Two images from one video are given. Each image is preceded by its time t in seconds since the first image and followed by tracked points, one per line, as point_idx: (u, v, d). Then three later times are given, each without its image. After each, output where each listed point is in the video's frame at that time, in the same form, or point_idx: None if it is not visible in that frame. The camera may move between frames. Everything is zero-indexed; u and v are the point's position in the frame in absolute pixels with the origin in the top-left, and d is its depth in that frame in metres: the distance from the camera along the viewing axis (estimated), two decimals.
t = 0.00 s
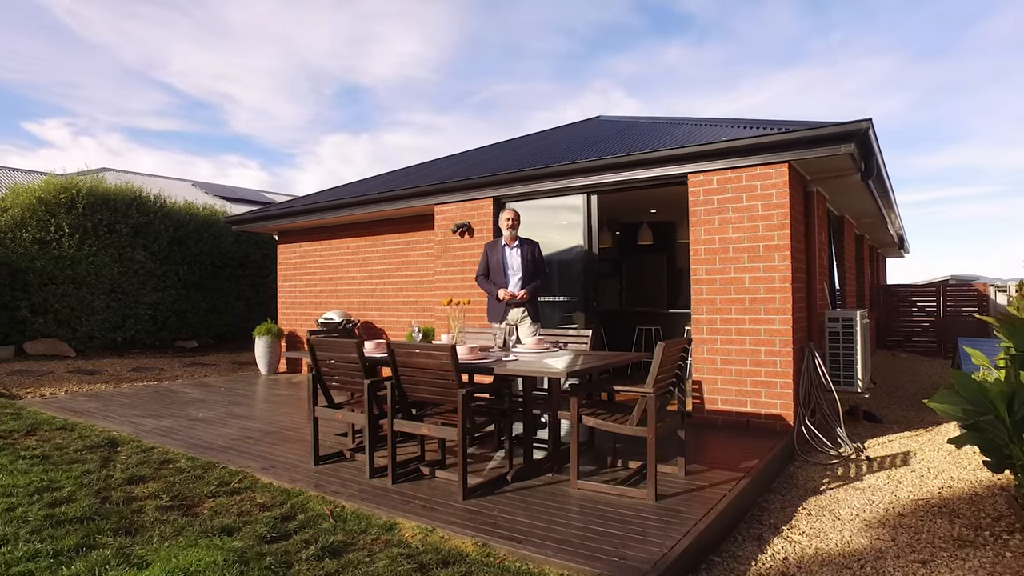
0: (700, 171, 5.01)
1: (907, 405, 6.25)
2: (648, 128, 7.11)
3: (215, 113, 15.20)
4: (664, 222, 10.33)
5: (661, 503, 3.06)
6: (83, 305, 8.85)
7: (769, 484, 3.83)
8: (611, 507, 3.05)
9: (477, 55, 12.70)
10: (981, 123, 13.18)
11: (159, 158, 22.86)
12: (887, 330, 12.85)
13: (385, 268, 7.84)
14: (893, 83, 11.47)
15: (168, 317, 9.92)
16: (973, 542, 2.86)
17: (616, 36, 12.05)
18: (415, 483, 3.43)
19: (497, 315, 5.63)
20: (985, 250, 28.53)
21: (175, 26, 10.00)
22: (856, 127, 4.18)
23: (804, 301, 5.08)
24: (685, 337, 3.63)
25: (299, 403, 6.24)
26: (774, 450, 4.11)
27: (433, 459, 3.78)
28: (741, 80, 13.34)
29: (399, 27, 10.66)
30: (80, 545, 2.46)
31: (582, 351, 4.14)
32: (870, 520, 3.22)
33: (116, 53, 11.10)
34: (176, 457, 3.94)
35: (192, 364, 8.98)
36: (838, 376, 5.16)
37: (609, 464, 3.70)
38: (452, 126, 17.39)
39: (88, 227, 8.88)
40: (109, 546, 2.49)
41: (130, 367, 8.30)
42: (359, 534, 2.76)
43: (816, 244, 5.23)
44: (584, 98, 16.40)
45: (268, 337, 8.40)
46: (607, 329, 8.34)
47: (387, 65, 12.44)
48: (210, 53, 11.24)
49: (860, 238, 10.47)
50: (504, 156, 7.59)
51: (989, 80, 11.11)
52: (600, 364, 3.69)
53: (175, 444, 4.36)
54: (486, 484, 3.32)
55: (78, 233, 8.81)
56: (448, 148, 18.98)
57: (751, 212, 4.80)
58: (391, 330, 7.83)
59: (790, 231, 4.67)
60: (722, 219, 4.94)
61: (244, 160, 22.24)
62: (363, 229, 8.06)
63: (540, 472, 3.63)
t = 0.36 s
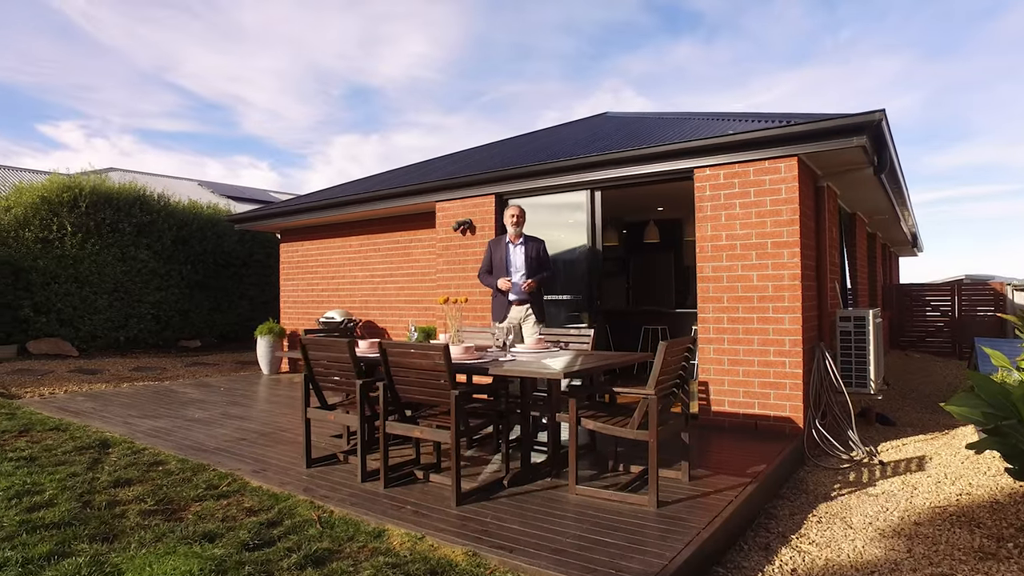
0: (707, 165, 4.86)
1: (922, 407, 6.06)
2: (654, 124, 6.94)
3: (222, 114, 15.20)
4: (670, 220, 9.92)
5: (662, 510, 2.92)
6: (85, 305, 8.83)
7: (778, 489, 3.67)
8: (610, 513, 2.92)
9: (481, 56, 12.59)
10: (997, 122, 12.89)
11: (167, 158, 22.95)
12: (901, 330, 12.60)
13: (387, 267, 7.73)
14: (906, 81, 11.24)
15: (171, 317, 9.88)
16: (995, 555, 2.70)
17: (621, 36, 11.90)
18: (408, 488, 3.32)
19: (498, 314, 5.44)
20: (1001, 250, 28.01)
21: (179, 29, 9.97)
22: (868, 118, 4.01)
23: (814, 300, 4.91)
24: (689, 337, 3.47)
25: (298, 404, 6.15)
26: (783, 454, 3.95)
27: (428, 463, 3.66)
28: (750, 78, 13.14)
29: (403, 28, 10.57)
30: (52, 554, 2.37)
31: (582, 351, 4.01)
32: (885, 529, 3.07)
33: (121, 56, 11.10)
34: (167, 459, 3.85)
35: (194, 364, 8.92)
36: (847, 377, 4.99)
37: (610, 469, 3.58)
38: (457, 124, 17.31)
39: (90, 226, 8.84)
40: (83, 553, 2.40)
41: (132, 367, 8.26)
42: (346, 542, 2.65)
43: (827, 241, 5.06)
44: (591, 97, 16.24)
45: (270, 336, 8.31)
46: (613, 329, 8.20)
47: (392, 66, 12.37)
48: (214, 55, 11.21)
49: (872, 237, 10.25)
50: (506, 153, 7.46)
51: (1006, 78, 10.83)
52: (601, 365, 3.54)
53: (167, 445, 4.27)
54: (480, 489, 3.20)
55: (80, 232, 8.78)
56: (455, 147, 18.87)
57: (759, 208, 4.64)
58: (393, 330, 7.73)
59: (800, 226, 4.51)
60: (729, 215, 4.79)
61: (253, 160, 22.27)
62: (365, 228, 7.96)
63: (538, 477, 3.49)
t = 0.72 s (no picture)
0: (712, 160, 4.70)
1: (938, 411, 5.86)
2: (659, 119, 6.77)
3: (228, 114, 15.18)
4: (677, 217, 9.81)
5: (660, 523, 2.77)
6: (87, 305, 8.79)
7: (784, 499, 3.50)
8: (606, 525, 2.77)
9: (486, 57, 12.46)
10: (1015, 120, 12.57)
11: (177, 159, 23.03)
12: (915, 331, 12.32)
13: (388, 267, 7.62)
14: (921, 78, 10.98)
15: (174, 317, 9.83)
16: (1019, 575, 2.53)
17: (628, 35, 11.72)
18: (395, 496, 3.19)
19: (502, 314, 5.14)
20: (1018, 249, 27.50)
21: (182, 32, 9.93)
22: (880, 110, 3.83)
23: (824, 300, 4.73)
24: (691, 338, 3.31)
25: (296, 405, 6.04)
26: (791, 461, 3.78)
27: (418, 469, 3.53)
28: (761, 75, 12.92)
29: (407, 30, 10.48)
30: (15, 567, 2.26)
31: (580, 354, 3.84)
32: (899, 543, 2.90)
33: (125, 57, 11.08)
34: (152, 464, 3.75)
35: (195, 364, 8.86)
36: (859, 380, 4.81)
37: (609, 476, 3.44)
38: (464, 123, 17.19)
39: (92, 226, 8.80)
40: (47, 568, 2.28)
41: (133, 368, 8.21)
42: (325, 554, 2.52)
43: (838, 238, 4.87)
44: (599, 96, 16.07)
45: (270, 337, 8.19)
46: (618, 331, 8.01)
47: (397, 66, 12.27)
48: (218, 57, 11.18)
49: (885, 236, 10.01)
50: (508, 150, 7.32)
51: None
52: (598, 368, 3.39)
53: (155, 448, 4.17)
54: (471, 498, 3.06)
55: (82, 232, 8.74)
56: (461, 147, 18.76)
57: (767, 204, 4.47)
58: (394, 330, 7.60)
59: (809, 223, 4.33)
60: (735, 212, 4.61)
61: (266, 161, 22.36)
62: (365, 227, 7.85)
63: (533, 484, 3.34)
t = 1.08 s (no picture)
0: (726, 157, 4.51)
1: (967, 418, 5.59)
2: (673, 115, 6.57)
3: (245, 117, 15.27)
4: (694, 218, 9.61)
5: (665, 541, 2.61)
6: (102, 306, 8.86)
7: (801, 514, 3.31)
8: (606, 542, 2.62)
9: (501, 58, 12.35)
10: None
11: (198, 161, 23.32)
12: (944, 334, 11.91)
13: (397, 268, 7.53)
14: (949, 72, 10.60)
15: (188, 318, 9.87)
16: None
17: (647, 34, 11.45)
18: (390, 507, 3.07)
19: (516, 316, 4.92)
20: None
21: (197, 37, 9.99)
22: (904, 102, 3.61)
23: (845, 303, 4.51)
24: (699, 343, 3.12)
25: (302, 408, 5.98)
26: (809, 473, 3.58)
27: (416, 478, 3.41)
28: (782, 72, 12.61)
29: (420, 32, 10.41)
30: None
31: (586, 360, 3.68)
32: (927, 566, 2.70)
33: (141, 60, 11.16)
34: (148, 471, 3.68)
35: (208, 365, 8.87)
36: (882, 387, 4.57)
37: (614, 489, 3.28)
38: (479, 122, 17.09)
39: (107, 227, 8.86)
40: None
41: (145, 369, 8.24)
42: (310, 571, 2.41)
43: (859, 238, 4.64)
44: (616, 95, 15.86)
45: (281, 339, 8.16)
46: (632, 334, 7.80)
47: (411, 67, 12.22)
48: (233, 61, 11.23)
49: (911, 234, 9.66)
50: (518, 149, 7.18)
51: None
52: (601, 375, 3.22)
53: (154, 453, 4.11)
54: (468, 511, 2.93)
55: (97, 234, 8.80)
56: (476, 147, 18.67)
57: (783, 202, 4.26)
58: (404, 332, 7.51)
59: (829, 222, 4.12)
60: (750, 210, 4.41)
61: (287, 163, 22.55)
62: (375, 227, 7.78)
63: (534, 496, 3.20)
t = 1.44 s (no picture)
0: (736, 151, 4.35)
1: (990, 422, 5.37)
2: (683, 110, 6.40)
3: (258, 118, 15.33)
4: (703, 215, 9.33)
5: (666, 552, 2.48)
6: (112, 306, 8.89)
7: (813, 524, 3.15)
8: (603, 553, 2.50)
9: (512, 58, 12.25)
10: None
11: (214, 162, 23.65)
12: (966, 334, 11.59)
13: (403, 267, 7.45)
14: (973, 67, 10.28)
15: (198, 318, 9.89)
16: None
17: (661, 32, 11.23)
18: (381, 513, 2.98)
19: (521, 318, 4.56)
20: None
21: (207, 41, 10.02)
22: (924, 92, 3.43)
23: (861, 302, 4.33)
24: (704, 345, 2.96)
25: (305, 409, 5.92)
26: (821, 480, 3.42)
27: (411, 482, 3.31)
28: (798, 69, 12.36)
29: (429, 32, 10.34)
30: None
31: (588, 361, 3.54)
32: None
33: (153, 63, 11.20)
34: (141, 473, 3.63)
35: (216, 365, 8.88)
36: (900, 390, 4.39)
37: (616, 495, 3.15)
38: (491, 121, 17.00)
39: (117, 227, 8.89)
40: None
41: (154, 369, 8.25)
42: None
43: (876, 234, 4.45)
44: (628, 93, 15.67)
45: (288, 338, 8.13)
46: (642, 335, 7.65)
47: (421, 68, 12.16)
48: (243, 63, 11.26)
49: (932, 232, 9.37)
50: (525, 145, 7.06)
51: None
52: (602, 378, 3.07)
53: (151, 455, 4.07)
54: (461, 518, 2.83)
55: (107, 233, 8.83)
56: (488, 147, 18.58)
57: (795, 198, 4.10)
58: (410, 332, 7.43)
59: (843, 218, 3.94)
60: (760, 206, 4.25)
61: (303, 164, 22.68)
62: (381, 226, 7.71)
63: (532, 503, 3.09)
